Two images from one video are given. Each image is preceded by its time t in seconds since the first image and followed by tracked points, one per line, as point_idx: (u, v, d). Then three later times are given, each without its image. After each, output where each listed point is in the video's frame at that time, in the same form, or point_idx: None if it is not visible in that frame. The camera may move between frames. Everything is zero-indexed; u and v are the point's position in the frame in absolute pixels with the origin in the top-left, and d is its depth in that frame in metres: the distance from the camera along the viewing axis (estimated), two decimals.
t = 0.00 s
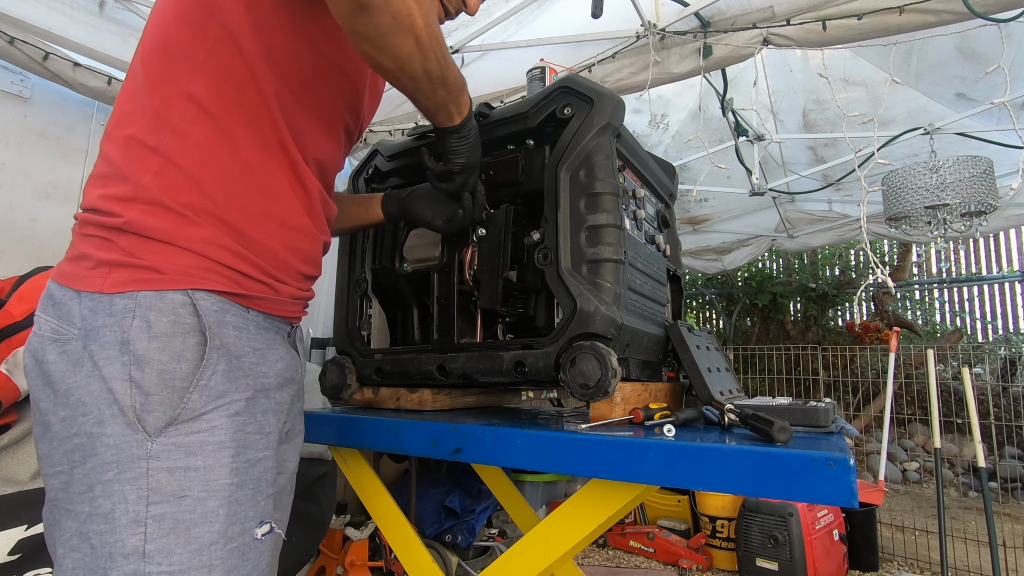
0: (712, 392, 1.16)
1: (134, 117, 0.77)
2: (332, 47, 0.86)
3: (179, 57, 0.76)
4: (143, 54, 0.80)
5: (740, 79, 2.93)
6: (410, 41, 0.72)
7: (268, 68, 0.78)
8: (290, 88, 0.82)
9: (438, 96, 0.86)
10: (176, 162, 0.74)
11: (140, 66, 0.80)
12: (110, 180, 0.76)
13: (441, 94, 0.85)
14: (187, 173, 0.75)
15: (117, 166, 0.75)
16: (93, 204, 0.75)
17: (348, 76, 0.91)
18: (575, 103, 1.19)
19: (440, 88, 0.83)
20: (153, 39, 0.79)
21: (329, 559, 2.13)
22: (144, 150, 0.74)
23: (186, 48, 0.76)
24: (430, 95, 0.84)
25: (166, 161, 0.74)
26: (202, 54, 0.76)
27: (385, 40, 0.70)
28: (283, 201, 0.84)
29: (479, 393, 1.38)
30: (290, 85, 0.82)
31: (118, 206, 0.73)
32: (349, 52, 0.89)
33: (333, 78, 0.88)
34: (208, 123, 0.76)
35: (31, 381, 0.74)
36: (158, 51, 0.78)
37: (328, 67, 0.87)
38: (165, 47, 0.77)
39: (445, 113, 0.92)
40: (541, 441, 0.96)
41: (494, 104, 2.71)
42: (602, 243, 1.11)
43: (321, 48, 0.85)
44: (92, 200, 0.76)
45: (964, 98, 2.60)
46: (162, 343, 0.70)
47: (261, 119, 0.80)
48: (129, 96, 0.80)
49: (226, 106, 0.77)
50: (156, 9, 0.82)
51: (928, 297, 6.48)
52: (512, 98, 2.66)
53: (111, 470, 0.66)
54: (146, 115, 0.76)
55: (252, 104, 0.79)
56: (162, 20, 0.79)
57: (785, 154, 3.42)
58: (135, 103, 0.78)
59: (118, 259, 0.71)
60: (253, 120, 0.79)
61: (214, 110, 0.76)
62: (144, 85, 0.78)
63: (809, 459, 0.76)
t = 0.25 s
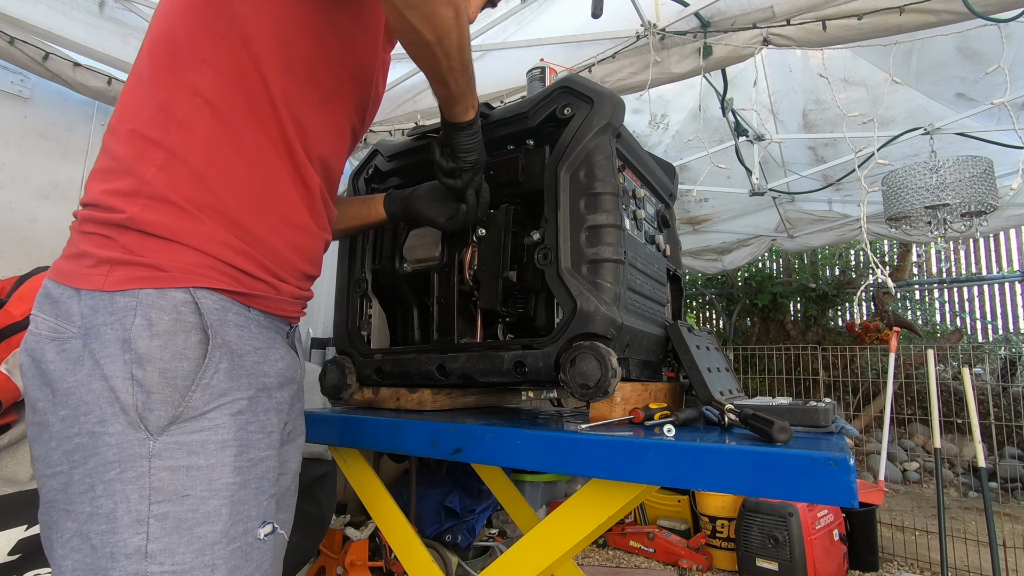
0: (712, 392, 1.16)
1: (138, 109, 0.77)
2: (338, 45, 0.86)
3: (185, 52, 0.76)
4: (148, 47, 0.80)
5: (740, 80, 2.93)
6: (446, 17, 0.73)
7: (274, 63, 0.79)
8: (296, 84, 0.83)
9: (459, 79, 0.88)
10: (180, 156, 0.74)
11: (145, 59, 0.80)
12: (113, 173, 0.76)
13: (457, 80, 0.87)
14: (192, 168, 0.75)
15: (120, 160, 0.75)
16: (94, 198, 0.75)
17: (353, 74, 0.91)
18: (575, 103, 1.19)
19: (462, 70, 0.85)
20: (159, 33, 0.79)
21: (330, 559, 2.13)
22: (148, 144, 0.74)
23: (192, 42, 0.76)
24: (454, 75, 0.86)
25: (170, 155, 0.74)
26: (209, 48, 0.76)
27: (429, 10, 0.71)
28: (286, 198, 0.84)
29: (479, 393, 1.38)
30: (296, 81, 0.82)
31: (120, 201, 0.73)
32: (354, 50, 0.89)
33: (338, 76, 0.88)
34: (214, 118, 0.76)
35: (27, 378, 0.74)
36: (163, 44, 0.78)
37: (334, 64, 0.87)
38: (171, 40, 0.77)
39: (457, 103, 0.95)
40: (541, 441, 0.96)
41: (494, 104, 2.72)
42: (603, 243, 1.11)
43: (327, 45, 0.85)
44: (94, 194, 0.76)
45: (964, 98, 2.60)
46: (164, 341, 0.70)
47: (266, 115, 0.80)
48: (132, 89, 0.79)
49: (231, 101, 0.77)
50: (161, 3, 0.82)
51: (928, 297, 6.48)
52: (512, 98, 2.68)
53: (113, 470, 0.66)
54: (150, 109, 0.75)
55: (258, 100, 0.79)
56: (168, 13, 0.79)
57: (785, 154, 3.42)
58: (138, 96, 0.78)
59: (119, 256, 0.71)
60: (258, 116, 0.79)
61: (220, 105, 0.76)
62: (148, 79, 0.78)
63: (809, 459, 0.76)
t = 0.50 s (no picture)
0: (712, 392, 1.16)
1: (136, 103, 0.77)
2: (339, 43, 0.87)
3: (186, 47, 0.76)
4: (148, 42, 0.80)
5: (740, 79, 2.94)
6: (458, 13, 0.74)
7: (275, 61, 0.79)
8: (297, 82, 0.83)
9: (461, 80, 0.88)
10: (180, 153, 0.74)
11: (144, 54, 0.80)
12: (109, 168, 0.75)
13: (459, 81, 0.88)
14: (190, 164, 0.75)
15: (116, 155, 0.75)
16: (89, 192, 0.75)
17: (354, 73, 0.92)
18: (575, 103, 1.19)
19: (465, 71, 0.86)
20: (159, 28, 0.79)
21: (330, 559, 2.13)
22: (146, 139, 0.74)
23: (194, 38, 0.77)
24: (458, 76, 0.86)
25: (169, 151, 0.74)
26: (211, 45, 0.76)
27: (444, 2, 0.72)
28: (284, 197, 0.84)
29: (479, 393, 1.38)
30: (297, 79, 0.83)
31: (116, 198, 0.73)
32: (355, 49, 0.90)
33: (338, 75, 0.89)
34: (214, 114, 0.76)
35: (13, 375, 0.74)
36: (164, 39, 0.78)
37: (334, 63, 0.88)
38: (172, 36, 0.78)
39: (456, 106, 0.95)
40: (541, 440, 0.96)
41: (494, 104, 2.72)
42: (603, 243, 1.11)
43: (328, 45, 0.86)
44: (90, 189, 0.76)
45: (964, 98, 2.60)
46: (158, 341, 0.70)
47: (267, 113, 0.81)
48: (130, 83, 0.79)
49: (231, 98, 0.77)
50: None
51: (928, 297, 6.48)
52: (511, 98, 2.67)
53: (106, 471, 0.66)
54: (150, 104, 0.75)
55: (258, 98, 0.79)
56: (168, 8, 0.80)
57: (785, 154, 3.42)
58: (137, 90, 0.78)
59: (113, 254, 0.71)
60: (259, 113, 0.80)
61: (220, 102, 0.77)
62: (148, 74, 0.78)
63: (809, 459, 0.76)
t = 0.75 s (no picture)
0: (712, 392, 1.16)
1: (128, 100, 0.76)
2: (333, 40, 0.87)
3: (178, 44, 0.76)
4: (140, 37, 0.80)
5: (740, 80, 2.93)
6: (441, 29, 0.75)
7: (270, 59, 0.79)
8: (291, 81, 0.83)
9: (451, 93, 0.88)
10: (172, 150, 0.74)
11: (136, 50, 0.79)
12: (100, 164, 0.75)
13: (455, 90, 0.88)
14: (183, 162, 0.74)
15: (107, 153, 0.74)
16: (79, 190, 0.74)
17: (349, 71, 0.92)
18: (575, 103, 1.19)
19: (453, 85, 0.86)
20: (152, 24, 0.79)
21: (329, 559, 2.13)
22: (138, 137, 0.74)
23: (186, 34, 0.76)
24: (446, 90, 0.87)
25: (162, 149, 0.74)
26: (204, 42, 0.76)
27: (419, 23, 0.72)
28: (279, 195, 0.84)
29: (479, 393, 1.38)
30: (291, 78, 0.82)
31: (107, 195, 0.72)
32: (349, 46, 0.90)
33: (333, 73, 0.89)
34: (206, 112, 0.76)
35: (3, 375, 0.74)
36: (156, 35, 0.77)
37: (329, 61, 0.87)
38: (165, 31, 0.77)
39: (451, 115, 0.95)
40: (540, 441, 0.96)
41: (494, 104, 2.72)
42: (603, 243, 1.11)
43: (322, 42, 0.85)
44: (80, 186, 0.75)
45: (964, 98, 2.60)
46: (149, 341, 0.69)
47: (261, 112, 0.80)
48: (122, 80, 0.79)
49: (225, 96, 0.77)
50: None
51: (928, 297, 6.48)
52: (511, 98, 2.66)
53: (95, 474, 0.65)
54: (142, 101, 0.75)
55: (253, 95, 0.79)
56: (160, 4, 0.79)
57: (785, 154, 3.42)
58: (129, 86, 0.77)
59: (102, 253, 0.71)
60: (252, 111, 0.79)
61: (213, 100, 0.76)
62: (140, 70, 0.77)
63: (809, 459, 0.76)
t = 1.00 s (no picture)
0: (712, 392, 1.16)
1: (123, 98, 0.76)
2: (331, 38, 0.87)
3: (175, 42, 0.76)
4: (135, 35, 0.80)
5: (740, 80, 2.94)
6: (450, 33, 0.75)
7: (267, 57, 0.79)
8: (289, 78, 0.83)
9: (458, 92, 0.90)
10: (168, 149, 0.74)
11: (131, 49, 0.79)
12: (96, 163, 0.75)
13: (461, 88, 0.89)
14: (179, 160, 0.74)
15: (102, 152, 0.75)
16: (74, 189, 0.74)
17: (347, 69, 0.92)
18: (575, 103, 1.19)
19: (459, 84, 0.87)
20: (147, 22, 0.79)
21: (330, 559, 2.13)
22: (134, 135, 0.74)
23: (183, 33, 0.76)
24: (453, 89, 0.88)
25: (158, 147, 0.74)
26: (200, 40, 0.76)
27: (431, 32, 0.73)
28: (277, 193, 0.84)
29: (479, 393, 1.38)
30: (289, 75, 0.83)
31: (103, 195, 0.72)
32: (347, 43, 0.90)
33: (331, 71, 0.89)
34: (202, 110, 0.76)
35: None
36: (152, 34, 0.78)
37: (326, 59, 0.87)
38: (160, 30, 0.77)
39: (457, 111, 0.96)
40: (539, 440, 0.96)
41: (494, 104, 2.72)
42: (602, 243, 1.11)
43: (319, 40, 0.85)
44: (76, 184, 0.75)
45: (964, 98, 2.60)
46: (146, 341, 0.69)
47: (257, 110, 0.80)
48: (117, 78, 0.79)
49: (221, 93, 0.77)
50: None
51: (928, 297, 6.49)
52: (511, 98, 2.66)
53: (93, 475, 0.65)
54: (137, 100, 0.75)
55: (251, 93, 0.79)
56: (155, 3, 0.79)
57: (785, 154, 3.42)
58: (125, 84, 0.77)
59: (98, 252, 0.71)
60: (249, 110, 0.80)
61: (210, 98, 0.76)
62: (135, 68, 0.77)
63: (809, 459, 0.76)
